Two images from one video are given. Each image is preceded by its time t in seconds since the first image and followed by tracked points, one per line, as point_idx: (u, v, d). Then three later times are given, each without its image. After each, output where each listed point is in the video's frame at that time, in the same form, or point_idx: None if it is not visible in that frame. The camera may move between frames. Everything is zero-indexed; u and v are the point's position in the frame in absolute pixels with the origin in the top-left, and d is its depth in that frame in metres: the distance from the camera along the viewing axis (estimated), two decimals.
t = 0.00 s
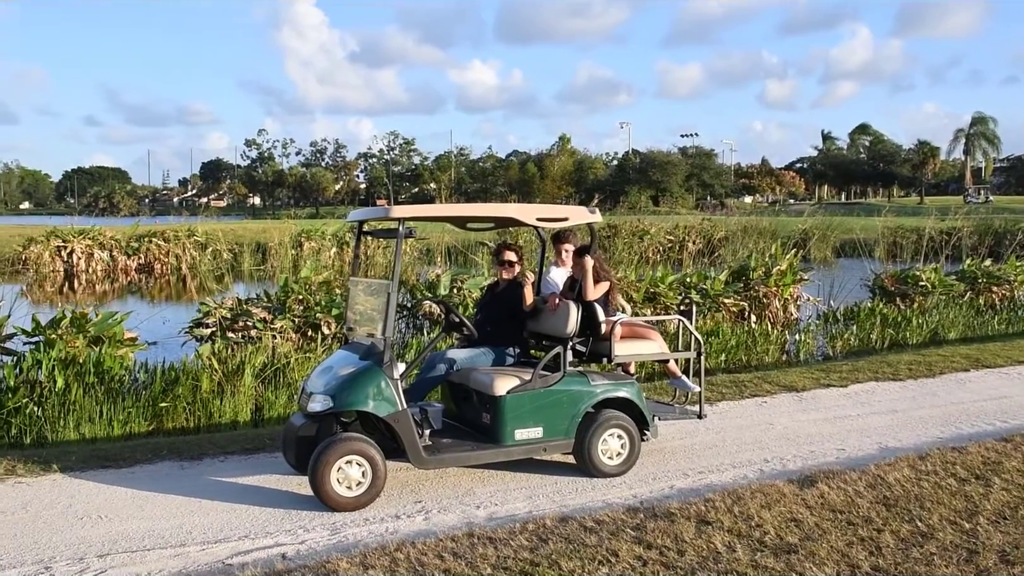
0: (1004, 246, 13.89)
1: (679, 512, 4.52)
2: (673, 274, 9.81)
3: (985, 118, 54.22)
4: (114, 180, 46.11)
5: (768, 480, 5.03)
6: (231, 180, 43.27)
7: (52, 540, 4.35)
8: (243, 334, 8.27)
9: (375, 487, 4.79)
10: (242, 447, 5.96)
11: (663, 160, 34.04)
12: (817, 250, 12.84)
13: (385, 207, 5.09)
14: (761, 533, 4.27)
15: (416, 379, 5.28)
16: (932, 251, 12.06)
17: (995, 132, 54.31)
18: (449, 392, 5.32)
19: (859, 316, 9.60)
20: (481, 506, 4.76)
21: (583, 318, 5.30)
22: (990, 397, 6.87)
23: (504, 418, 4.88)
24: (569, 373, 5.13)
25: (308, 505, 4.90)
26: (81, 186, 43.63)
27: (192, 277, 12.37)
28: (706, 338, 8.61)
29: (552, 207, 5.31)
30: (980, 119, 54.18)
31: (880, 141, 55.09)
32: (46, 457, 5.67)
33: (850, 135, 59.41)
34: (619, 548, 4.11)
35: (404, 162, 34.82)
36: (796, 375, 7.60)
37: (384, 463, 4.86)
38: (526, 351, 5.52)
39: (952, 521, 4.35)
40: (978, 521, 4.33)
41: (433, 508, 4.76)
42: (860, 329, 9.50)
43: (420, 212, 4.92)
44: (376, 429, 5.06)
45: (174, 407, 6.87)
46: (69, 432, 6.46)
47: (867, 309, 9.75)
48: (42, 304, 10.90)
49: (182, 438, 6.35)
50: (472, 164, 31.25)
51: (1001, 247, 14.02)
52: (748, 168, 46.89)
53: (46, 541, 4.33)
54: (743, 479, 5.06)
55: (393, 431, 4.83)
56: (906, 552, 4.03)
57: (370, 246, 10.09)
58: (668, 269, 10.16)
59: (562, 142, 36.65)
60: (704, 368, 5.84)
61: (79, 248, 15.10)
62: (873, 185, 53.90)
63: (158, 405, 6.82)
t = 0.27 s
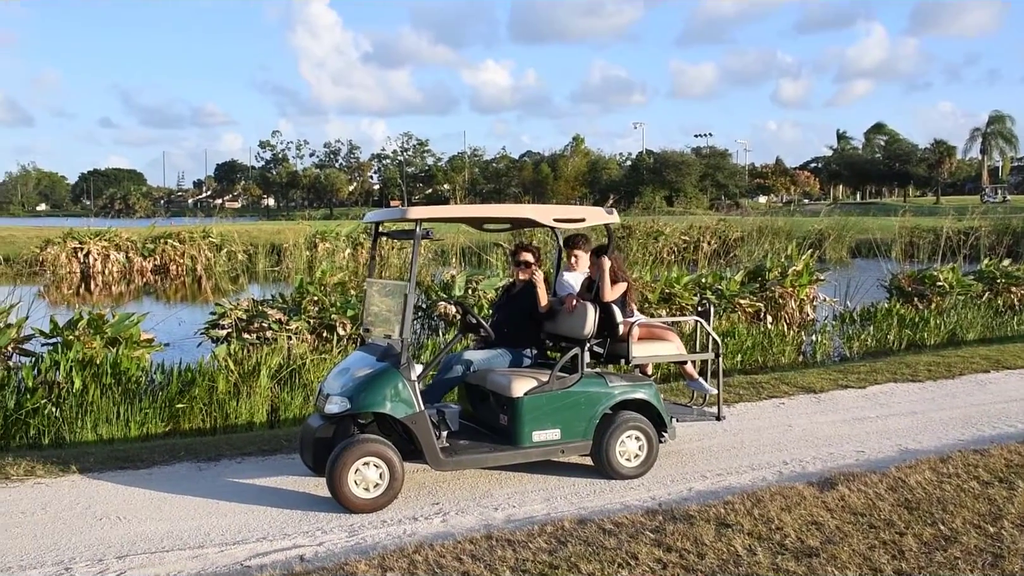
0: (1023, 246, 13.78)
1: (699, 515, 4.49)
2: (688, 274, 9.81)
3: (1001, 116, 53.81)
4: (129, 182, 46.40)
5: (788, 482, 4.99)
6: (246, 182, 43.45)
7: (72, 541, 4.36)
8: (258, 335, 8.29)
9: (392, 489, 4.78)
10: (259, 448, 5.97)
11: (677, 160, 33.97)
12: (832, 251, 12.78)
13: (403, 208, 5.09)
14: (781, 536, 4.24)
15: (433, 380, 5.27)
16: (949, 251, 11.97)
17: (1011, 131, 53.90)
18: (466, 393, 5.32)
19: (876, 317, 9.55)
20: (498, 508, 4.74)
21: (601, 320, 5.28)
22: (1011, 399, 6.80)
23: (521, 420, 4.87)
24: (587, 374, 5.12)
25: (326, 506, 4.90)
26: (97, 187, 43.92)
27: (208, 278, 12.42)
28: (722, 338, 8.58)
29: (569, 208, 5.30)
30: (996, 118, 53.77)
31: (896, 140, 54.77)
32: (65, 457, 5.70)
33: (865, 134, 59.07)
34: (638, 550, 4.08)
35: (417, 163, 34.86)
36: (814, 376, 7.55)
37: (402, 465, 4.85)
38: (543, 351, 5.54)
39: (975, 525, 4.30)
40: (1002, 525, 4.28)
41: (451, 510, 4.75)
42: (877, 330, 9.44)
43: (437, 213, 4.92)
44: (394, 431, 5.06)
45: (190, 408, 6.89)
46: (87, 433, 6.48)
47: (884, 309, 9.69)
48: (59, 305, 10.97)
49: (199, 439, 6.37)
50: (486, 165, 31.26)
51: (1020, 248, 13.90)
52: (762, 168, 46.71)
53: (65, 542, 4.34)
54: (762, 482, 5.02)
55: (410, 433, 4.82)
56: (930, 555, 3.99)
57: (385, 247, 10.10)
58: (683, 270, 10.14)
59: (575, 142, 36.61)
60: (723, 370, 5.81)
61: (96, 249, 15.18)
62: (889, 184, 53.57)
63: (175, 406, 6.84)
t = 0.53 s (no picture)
0: None
1: (723, 514, 4.46)
2: (709, 272, 9.78)
3: None
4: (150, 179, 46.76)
5: (812, 482, 4.94)
6: (265, 179, 43.66)
7: (97, 536, 4.39)
8: (279, 331, 8.32)
9: (414, 486, 4.78)
10: (281, 444, 6.00)
11: (697, 157, 33.84)
12: (855, 248, 12.67)
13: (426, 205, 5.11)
14: (807, 536, 4.20)
15: (455, 377, 5.31)
16: (974, 249, 11.84)
17: None
18: (488, 391, 5.32)
19: (899, 315, 9.45)
20: (520, 506, 4.74)
21: (623, 317, 5.26)
22: None
23: (544, 418, 4.87)
24: (609, 372, 5.13)
25: (348, 504, 4.90)
26: (119, 184, 44.29)
27: (229, 275, 12.48)
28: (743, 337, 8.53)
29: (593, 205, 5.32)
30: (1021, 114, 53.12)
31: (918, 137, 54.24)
32: (90, 452, 5.74)
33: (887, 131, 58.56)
34: (662, 550, 4.06)
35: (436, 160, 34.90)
36: (837, 375, 7.49)
37: (424, 463, 4.85)
38: (565, 349, 5.53)
39: (1005, 527, 4.24)
40: None
41: (473, 508, 4.75)
42: (900, 328, 9.35)
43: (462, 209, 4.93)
44: (416, 429, 5.06)
45: (212, 404, 6.92)
46: (110, 428, 6.52)
47: (907, 307, 9.59)
48: (82, 302, 11.06)
49: (222, 435, 6.40)
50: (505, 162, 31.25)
51: None
52: (783, 165, 46.39)
53: (90, 537, 4.36)
54: (787, 481, 4.98)
55: (432, 430, 4.83)
56: (958, 558, 3.94)
57: (406, 245, 10.13)
58: (704, 267, 10.10)
59: (594, 140, 36.51)
60: (745, 368, 5.78)
61: (118, 245, 15.31)
62: (910, 181, 53.07)
63: (197, 402, 6.87)
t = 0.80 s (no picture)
0: None
1: (742, 513, 4.44)
2: (725, 269, 9.78)
3: None
4: (167, 178, 47.04)
5: (832, 481, 4.91)
6: (281, 178, 43.82)
7: (117, 534, 4.41)
8: (296, 330, 8.35)
9: (433, 485, 4.79)
10: (300, 443, 6.02)
11: (713, 155, 33.73)
12: (873, 246, 12.59)
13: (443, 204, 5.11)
14: (827, 535, 4.16)
15: (472, 376, 5.28)
16: (994, 245, 11.73)
17: None
18: (506, 389, 5.36)
19: (917, 313, 9.36)
20: (539, 505, 4.75)
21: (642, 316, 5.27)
22: None
23: (562, 416, 4.91)
24: (627, 371, 5.16)
25: (366, 502, 4.92)
26: (136, 183, 44.58)
27: (246, 274, 12.54)
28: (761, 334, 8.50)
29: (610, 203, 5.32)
30: None
31: (936, 134, 53.80)
32: (110, 451, 5.77)
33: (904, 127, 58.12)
34: (682, 549, 4.04)
35: (451, 158, 34.89)
36: (856, 373, 7.45)
37: (442, 461, 4.86)
38: (583, 347, 5.55)
39: None
40: None
41: (491, 507, 4.76)
42: (919, 326, 9.29)
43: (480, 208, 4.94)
44: (434, 427, 5.07)
45: (229, 403, 6.95)
46: (129, 427, 6.55)
47: (926, 305, 9.52)
48: (101, 301, 11.14)
49: (240, 433, 6.43)
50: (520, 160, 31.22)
51: None
52: (800, 162, 46.13)
53: (110, 535, 4.39)
54: (806, 480, 4.95)
55: (450, 428, 4.84)
56: (982, 558, 3.90)
57: (422, 243, 10.15)
58: (720, 265, 10.07)
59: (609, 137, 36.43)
60: (764, 367, 5.76)
61: (136, 245, 15.41)
62: (928, 177, 52.65)
63: (214, 400, 6.90)
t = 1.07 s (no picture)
0: None
1: (758, 511, 4.42)
2: (739, 266, 9.77)
3: None
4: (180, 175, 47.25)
5: (849, 479, 4.88)
6: (293, 175, 43.92)
7: (133, 529, 4.43)
8: (309, 326, 8.37)
9: (447, 481, 4.79)
10: (315, 439, 6.03)
11: (725, 151, 33.62)
12: (887, 242, 12.52)
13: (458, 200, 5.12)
14: (844, 534, 4.14)
15: (487, 373, 5.30)
16: (1011, 242, 11.64)
17: None
18: (520, 386, 5.38)
19: (933, 309, 9.30)
20: (553, 502, 4.76)
21: (657, 312, 5.27)
22: None
23: (577, 413, 4.92)
24: (642, 368, 5.16)
25: (381, 498, 4.92)
26: (149, 180, 44.77)
27: (259, 270, 12.58)
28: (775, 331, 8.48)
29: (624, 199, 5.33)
30: None
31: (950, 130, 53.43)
32: (125, 446, 5.79)
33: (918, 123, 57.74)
34: (698, 547, 4.02)
35: (463, 154, 34.89)
36: (871, 370, 7.41)
37: (457, 458, 4.86)
38: (597, 345, 5.55)
39: None
40: None
41: (506, 503, 4.77)
42: (934, 323, 9.23)
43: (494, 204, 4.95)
44: (448, 424, 5.08)
45: (243, 399, 6.97)
46: (143, 422, 6.58)
47: (941, 302, 9.46)
48: (115, 297, 11.19)
49: (255, 429, 6.44)
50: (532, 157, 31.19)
51: None
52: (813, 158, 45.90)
53: (126, 530, 4.40)
54: (822, 478, 4.93)
55: (465, 425, 4.85)
56: (1001, 557, 3.87)
57: (435, 239, 10.17)
58: (734, 262, 10.05)
59: (621, 134, 36.34)
60: (780, 364, 5.72)
61: (149, 241, 15.48)
62: (943, 174, 52.31)
63: (229, 396, 6.93)
